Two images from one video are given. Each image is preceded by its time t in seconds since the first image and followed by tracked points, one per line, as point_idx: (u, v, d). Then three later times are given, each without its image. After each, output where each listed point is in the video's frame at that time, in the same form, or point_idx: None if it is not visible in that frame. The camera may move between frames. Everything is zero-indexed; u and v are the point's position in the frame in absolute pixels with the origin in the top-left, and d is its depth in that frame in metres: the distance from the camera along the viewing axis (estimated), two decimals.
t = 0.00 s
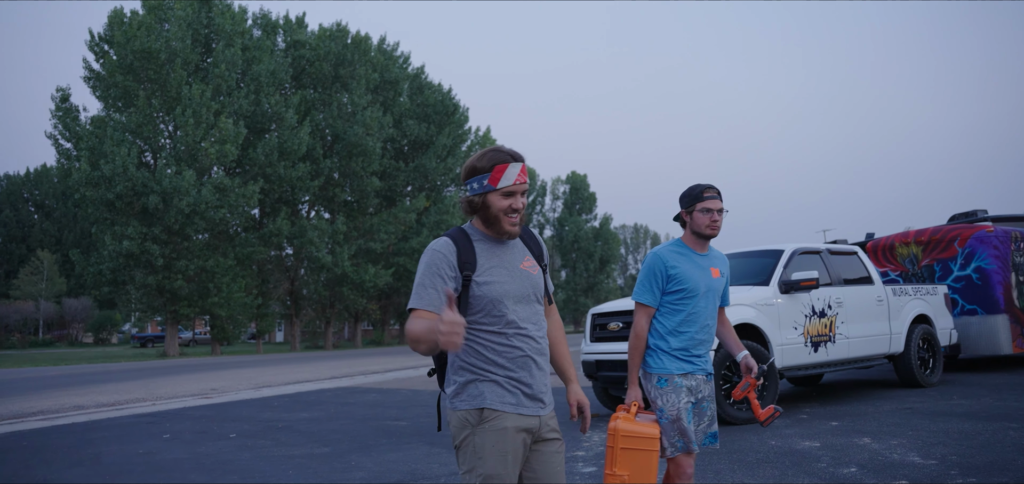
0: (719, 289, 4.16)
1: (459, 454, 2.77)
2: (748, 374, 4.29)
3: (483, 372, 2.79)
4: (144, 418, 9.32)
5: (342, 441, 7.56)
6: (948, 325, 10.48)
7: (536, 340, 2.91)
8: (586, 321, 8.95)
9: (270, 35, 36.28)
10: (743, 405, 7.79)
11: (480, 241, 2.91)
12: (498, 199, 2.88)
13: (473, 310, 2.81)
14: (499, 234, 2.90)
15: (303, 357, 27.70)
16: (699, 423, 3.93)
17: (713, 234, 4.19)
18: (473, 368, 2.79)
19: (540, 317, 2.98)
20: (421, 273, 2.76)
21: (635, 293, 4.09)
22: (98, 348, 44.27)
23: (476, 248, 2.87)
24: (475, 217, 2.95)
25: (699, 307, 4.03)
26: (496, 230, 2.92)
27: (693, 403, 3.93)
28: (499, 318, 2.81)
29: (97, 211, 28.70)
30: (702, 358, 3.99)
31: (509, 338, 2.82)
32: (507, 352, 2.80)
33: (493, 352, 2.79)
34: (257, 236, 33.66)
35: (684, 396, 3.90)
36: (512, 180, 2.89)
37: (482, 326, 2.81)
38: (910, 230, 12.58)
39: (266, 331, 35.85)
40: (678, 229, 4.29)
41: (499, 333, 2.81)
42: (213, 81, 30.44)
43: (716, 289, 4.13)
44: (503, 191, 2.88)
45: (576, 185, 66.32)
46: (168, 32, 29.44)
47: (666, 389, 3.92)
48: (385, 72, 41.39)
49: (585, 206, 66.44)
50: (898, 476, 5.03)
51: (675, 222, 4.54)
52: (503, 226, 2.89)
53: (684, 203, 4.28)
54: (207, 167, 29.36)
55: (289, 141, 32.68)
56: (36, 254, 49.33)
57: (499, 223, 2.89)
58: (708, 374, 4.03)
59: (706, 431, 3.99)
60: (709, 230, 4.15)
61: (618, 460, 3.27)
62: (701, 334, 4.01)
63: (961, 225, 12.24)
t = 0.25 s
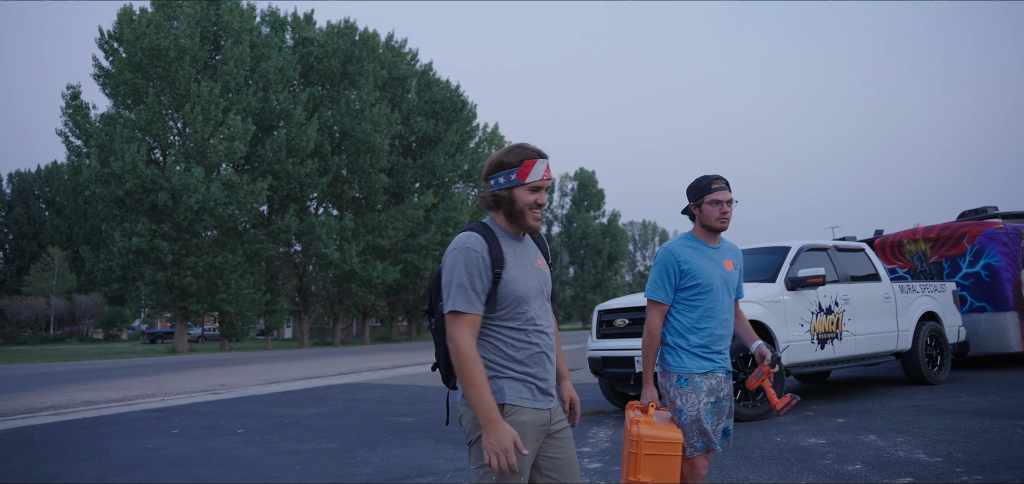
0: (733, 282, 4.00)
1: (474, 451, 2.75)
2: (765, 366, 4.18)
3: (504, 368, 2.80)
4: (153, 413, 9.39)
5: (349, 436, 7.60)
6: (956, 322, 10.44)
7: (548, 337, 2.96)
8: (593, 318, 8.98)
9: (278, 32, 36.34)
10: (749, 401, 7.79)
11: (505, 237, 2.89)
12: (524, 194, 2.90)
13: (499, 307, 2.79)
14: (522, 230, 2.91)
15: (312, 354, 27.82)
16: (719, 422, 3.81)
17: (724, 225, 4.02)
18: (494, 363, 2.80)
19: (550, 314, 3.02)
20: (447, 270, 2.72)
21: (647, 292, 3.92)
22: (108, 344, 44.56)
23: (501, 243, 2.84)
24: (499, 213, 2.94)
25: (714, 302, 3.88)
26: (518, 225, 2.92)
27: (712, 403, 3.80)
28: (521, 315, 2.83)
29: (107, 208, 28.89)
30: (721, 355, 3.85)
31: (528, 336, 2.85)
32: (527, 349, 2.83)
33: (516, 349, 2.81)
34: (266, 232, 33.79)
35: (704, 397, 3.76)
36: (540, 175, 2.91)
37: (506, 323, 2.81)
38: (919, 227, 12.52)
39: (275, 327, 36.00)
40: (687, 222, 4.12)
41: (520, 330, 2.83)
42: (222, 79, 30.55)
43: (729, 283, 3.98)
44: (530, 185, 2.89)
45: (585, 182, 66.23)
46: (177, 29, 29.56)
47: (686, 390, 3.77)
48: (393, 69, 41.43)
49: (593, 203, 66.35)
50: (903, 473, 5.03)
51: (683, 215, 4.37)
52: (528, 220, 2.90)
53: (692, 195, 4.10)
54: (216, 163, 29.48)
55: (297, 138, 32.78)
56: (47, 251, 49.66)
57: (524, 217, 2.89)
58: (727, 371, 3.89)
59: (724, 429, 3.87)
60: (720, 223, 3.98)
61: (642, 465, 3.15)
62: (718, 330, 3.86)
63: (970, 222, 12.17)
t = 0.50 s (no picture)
0: (742, 274, 3.94)
1: (489, 444, 2.77)
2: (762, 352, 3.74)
3: (523, 363, 2.83)
4: (160, 408, 9.46)
5: (353, 432, 7.65)
6: (961, 319, 10.42)
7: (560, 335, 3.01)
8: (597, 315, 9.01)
9: (284, 29, 36.37)
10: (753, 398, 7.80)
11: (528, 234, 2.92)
12: (545, 189, 2.96)
13: (523, 302, 2.83)
14: (541, 227, 2.96)
15: (317, 350, 27.88)
16: (738, 418, 3.76)
17: (730, 218, 3.93)
18: (516, 358, 2.82)
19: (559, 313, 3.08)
20: (476, 262, 2.72)
21: (653, 290, 3.90)
22: (116, 340, 44.78)
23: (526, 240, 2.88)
24: (520, 210, 2.98)
25: (721, 297, 3.83)
26: (539, 222, 2.98)
27: (727, 399, 3.76)
28: (542, 312, 2.87)
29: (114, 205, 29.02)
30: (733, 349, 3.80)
31: (546, 332, 2.89)
32: (545, 345, 2.88)
33: (536, 345, 2.85)
34: (272, 229, 33.87)
35: (717, 394, 3.73)
36: (559, 171, 2.97)
37: (527, 318, 2.84)
38: (925, 223, 12.49)
39: (281, 323, 36.12)
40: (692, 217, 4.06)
41: (539, 326, 2.87)
42: (228, 75, 30.62)
43: (738, 276, 3.91)
44: (550, 181, 2.95)
45: (590, 178, 66.17)
46: (183, 26, 29.64)
47: (698, 387, 3.75)
48: (399, 65, 41.44)
49: (599, 199, 66.31)
50: (905, 470, 5.04)
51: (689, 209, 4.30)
52: (550, 216, 2.96)
53: (695, 189, 4.05)
54: (222, 160, 29.55)
55: (302, 135, 32.83)
56: (55, 247, 49.92)
57: (546, 213, 2.95)
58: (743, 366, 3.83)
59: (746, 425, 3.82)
60: (724, 216, 3.90)
61: (660, 464, 3.02)
62: (727, 324, 3.81)
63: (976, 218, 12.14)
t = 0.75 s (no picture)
0: (741, 270, 3.82)
1: (500, 433, 2.83)
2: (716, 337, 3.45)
3: (537, 355, 2.90)
4: (159, 406, 9.49)
5: (352, 429, 7.69)
6: (958, 317, 10.45)
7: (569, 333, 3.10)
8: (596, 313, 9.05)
9: (284, 27, 36.35)
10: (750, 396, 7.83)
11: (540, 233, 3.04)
12: (556, 191, 3.09)
13: (536, 296, 2.91)
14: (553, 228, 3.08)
15: (317, 348, 27.95)
16: (747, 417, 3.63)
17: (724, 215, 3.83)
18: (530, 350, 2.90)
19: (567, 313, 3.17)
20: (495, 256, 2.81)
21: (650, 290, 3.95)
22: (116, 338, 44.80)
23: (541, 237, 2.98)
24: (533, 211, 3.11)
25: (711, 295, 3.78)
26: (551, 223, 3.10)
27: (728, 397, 3.63)
28: (555, 307, 2.97)
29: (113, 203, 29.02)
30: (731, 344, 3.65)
31: (558, 327, 2.97)
32: (557, 339, 2.96)
33: (549, 338, 2.93)
34: (272, 227, 33.91)
35: (713, 393, 3.60)
36: (568, 174, 3.11)
37: (540, 313, 2.92)
38: (922, 222, 12.51)
39: (281, 321, 36.16)
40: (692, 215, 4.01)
41: (552, 320, 2.95)
42: (227, 73, 30.62)
43: (735, 272, 3.82)
44: (561, 183, 3.09)
45: (590, 176, 66.21)
46: (183, 23, 29.64)
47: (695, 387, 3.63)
48: (399, 63, 41.46)
49: (599, 197, 66.36)
50: (899, 467, 5.07)
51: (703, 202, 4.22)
52: (560, 216, 3.08)
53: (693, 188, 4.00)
54: (222, 158, 29.55)
55: (302, 133, 32.85)
56: (54, 245, 49.92)
57: (556, 214, 3.07)
58: (747, 362, 3.68)
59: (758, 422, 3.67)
60: (714, 216, 3.82)
61: (665, 452, 3.05)
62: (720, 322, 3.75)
63: (973, 217, 12.16)
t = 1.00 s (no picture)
0: (726, 264, 3.81)
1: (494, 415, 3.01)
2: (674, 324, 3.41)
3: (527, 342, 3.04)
4: (144, 401, 9.46)
5: (337, 424, 7.70)
6: (939, 312, 10.58)
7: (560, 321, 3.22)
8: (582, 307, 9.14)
9: (271, 20, 36.11)
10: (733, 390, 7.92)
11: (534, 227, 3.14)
12: (553, 194, 3.19)
13: (528, 286, 3.03)
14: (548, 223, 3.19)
15: (303, 343, 27.86)
16: (739, 408, 3.64)
17: (706, 211, 3.81)
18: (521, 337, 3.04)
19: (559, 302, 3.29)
20: (486, 246, 2.95)
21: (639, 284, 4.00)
22: (100, 333, 44.43)
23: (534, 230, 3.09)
24: (529, 207, 3.22)
25: (696, 289, 3.80)
26: (546, 220, 3.21)
27: (713, 391, 3.66)
28: (546, 296, 3.08)
29: (98, 196, 28.76)
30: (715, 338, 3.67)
31: (548, 315, 3.09)
32: (547, 327, 3.07)
33: (539, 327, 3.05)
34: (258, 221, 33.74)
35: (697, 387, 3.64)
36: (569, 180, 3.20)
37: (531, 301, 3.04)
38: (905, 218, 12.63)
39: (267, 315, 35.99)
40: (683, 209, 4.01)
41: (542, 309, 3.07)
42: (213, 66, 30.41)
43: (720, 267, 3.81)
44: (560, 187, 3.18)
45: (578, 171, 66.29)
46: (168, 16, 29.39)
47: (678, 381, 3.68)
48: (387, 57, 41.29)
49: (587, 192, 66.45)
50: (878, 459, 5.15)
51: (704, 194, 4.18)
52: (553, 215, 3.18)
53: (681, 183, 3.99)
54: (207, 151, 29.36)
55: (289, 127, 32.67)
56: (36, 239, 49.42)
57: (551, 212, 3.18)
58: (734, 355, 3.70)
59: (752, 414, 3.66)
60: (694, 213, 3.81)
61: (646, 452, 3.08)
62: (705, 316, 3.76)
63: (955, 213, 12.29)
